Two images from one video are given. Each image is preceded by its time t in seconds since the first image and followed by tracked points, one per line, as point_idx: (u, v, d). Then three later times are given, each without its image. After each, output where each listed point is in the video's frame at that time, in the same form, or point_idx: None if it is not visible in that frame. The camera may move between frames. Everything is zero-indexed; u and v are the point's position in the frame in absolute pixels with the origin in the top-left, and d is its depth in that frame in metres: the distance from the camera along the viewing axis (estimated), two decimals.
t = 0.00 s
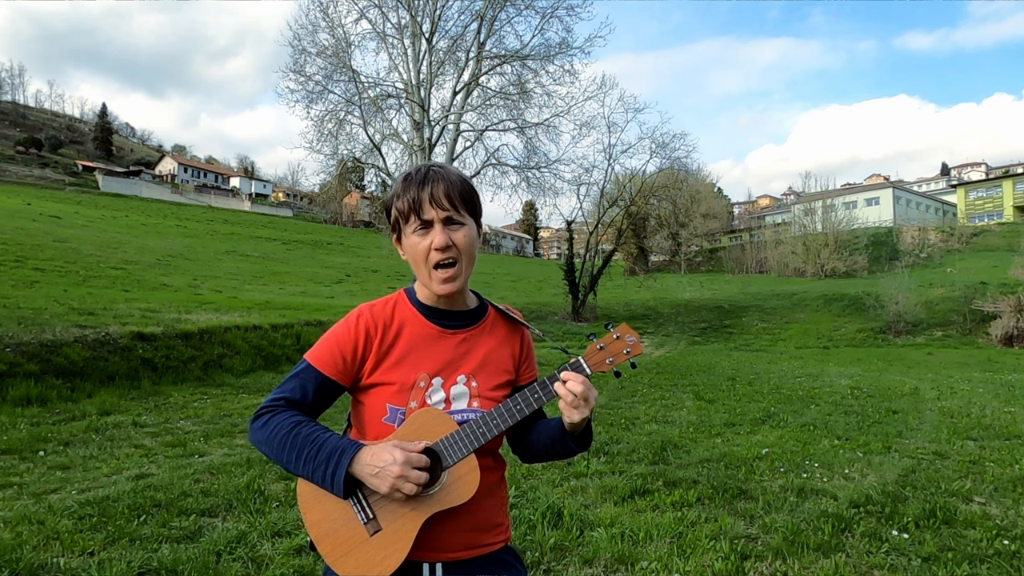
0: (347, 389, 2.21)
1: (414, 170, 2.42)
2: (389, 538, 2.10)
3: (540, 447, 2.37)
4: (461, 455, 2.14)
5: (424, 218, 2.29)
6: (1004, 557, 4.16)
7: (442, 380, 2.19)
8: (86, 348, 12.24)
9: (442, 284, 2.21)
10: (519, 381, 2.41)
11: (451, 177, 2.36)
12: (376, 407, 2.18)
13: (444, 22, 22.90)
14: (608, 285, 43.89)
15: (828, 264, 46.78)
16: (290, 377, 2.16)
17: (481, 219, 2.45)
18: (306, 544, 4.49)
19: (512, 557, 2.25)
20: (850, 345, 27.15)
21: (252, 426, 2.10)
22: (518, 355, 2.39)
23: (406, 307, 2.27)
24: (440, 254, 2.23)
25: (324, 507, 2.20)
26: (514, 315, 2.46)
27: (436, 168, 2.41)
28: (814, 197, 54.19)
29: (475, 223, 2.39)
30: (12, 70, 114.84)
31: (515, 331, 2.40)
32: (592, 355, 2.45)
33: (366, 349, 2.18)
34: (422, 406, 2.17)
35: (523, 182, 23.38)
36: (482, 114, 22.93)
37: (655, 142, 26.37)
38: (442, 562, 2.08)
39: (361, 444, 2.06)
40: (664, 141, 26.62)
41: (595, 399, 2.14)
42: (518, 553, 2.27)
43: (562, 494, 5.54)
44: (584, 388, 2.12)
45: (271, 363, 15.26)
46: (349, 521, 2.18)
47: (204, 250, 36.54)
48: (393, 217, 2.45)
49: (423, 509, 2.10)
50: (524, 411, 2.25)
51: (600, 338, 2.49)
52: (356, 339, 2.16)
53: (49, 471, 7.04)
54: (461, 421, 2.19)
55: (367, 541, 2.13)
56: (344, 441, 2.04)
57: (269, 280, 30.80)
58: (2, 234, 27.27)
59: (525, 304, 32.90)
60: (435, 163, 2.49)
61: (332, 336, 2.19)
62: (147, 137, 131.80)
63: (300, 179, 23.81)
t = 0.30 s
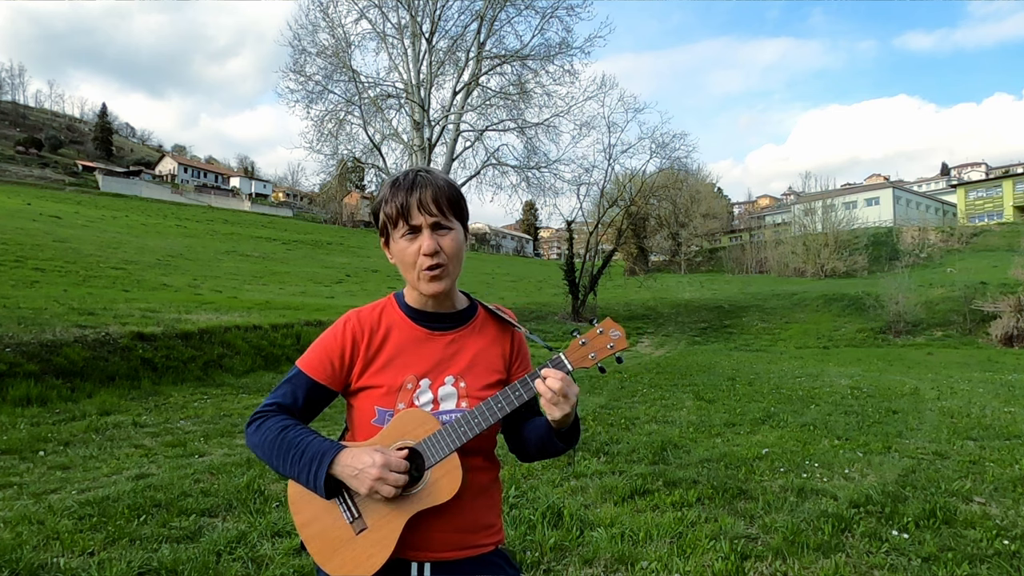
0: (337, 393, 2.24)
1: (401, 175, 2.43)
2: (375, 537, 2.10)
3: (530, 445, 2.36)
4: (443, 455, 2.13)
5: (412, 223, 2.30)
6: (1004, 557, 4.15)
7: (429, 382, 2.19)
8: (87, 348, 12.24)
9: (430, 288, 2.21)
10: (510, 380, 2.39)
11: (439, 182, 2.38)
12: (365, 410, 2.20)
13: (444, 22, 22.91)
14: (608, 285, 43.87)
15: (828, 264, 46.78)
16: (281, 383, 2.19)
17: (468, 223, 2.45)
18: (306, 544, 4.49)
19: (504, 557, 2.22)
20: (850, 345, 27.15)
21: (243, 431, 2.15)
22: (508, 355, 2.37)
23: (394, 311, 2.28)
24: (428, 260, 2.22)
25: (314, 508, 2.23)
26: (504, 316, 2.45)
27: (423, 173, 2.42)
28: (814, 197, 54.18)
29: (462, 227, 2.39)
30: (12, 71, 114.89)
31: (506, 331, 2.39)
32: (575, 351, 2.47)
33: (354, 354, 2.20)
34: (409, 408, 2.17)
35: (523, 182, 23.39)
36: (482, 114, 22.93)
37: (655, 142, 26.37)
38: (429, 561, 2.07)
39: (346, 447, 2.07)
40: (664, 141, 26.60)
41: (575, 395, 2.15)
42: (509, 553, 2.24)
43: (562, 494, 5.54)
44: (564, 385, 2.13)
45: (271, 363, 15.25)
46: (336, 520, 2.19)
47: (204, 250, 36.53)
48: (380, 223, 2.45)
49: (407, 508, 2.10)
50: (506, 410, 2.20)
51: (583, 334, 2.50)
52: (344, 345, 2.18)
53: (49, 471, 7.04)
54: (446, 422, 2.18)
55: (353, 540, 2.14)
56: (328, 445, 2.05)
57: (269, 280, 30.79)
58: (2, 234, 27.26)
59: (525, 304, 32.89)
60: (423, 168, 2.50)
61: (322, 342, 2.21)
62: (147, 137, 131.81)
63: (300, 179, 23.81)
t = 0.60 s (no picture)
0: (335, 396, 2.22)
1: (396, 179, 2.44)
2: (376, 539, 2.10)
3: (526, 445, 2.36)
4: (444, 457, 2.13)
5: (413, 224, 2.30)
6: (1004, 557, 4.16)
7: (428, 385, 2.19)
8: (87, 348, 12.24)
9: (433, 287, 2.21)
10: (507, 382, 2.40)
11: (436, 183, 2.40)
12: (364, 413, 2.19)
13: (444, 22, 22.90)
14: (608, 285, 43.86)
15: (828, 264, 46.77)
16: (278, 387, 2.17)
17: (463, 223, 2.47)
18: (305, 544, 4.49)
19: (502, 556, 2.23)
20: (850, 345, 27.15)
21: (240, 436, 2.13)
22: (504, 357, 2.38)
23: (392, 314, 2.27)
24: (431, 258, 2.22)
25: (311, 511, 2.21)
26: (500, 317, 2.45)
27: (418, 175, 2.43)
28: (814, 197, 54.17)
29: (460, 226, 2.41)
30: (12, 71, 114.88)
31: (502, 333, 2.40)
32: (573, 357, 2.46)
33: (353, 357, 2.18)
34: (408, 412, 2.17)
35: (523, 182, 23.38)
36: (482, 114, 22.94)
37: (655, 142, 26.35)
38: (429, 559, 2.08)
39: (347, 453, 2.06)
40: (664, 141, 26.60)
41: (574, 401, 2.14)
42: (505, 551, 2.26)
43: (562, 494, 5.54)
44: (565, 391, 2.12)
45: (271, 363, 15.25)
46: (336, 522, 2.18)
47: (204, 250, 36.52)
48: (377, 227, 2.43)
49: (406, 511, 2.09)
50: (504, 413, 2.22)
51: (580, 339, 2.49)
52: (343, 348, 2.17)
53: (49, 471, 7.04)
54: (445, 425, 2.18)
55: (353, 543, 2.13)
56: (328, 451, 2.04)
57: (269, 280, 30.79)
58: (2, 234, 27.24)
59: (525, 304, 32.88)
60: (415, 172, 2.51)
61: (320, 344, 2.19)
62: (147, 138, 131.84)
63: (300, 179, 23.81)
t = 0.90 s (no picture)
0: (341, 397, 2.15)
1: (424, 172, 2.40)
2: (402, 542, 2.06)
3: (525, 439, 2.44)
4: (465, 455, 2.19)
5: (451, 218, 2.31)
6: (1004, 557, 4.16)
7: (435, 384, 2.19)
8: (86, 348, 12.24)
9: (463, 284, 2.26)
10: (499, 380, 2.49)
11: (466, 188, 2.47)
12: (373, 414, 2.15)
13: (444, 22, 22.88)
14: (608, 285, 43.83)
15: (828, 264, 46.77)
16: (283, 391, 2.08)
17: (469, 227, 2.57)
18: (306, 544, 4.48)
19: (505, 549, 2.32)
20: (850, 345, 27.16)
21: (252, 444, 2.02)
22: (498, 355, 2.46)
23: (395, 312, 2.23)
24: (465, 257, 2.28)
25: (329, 520, 2.10)
26: (489, 314, 2.52)
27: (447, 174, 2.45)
28: (814, 198, 54.17)
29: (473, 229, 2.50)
30: (11, 71, 115.09)
31: (494, 330, 2.46)
32: (578, 352, 2.48)
33: (362, 356, 2.13)
34: (419, 411, 2.17)
35: (523, 182, 23.38)
36: (482, 114, 22.92)
37: (655, 142, 26.35)
38: (444, 558, 2.11)
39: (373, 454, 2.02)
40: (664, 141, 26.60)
41: (586, 395, 2.26)
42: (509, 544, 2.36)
43: (562, 494, 5.54)
44: (579, 387, 2.23)
45: (271, 363, 15.25)
46: (359, 529, 2.10)
47: (204, 250, 36.52)
48: (399, 215, 2.33)
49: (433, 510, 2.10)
50: (524, 408, 2.34)
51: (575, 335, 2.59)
52: (351, 348, 2.10)
53: (49, 471, 7.04)
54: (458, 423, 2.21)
55: (381, 546, 2.08)
56: (356, 452, 2.01)
57: (269, 280, 30.79)
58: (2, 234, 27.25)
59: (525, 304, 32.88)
60: (433, 168, 2.49)
61: (326, 344, 2.10)
62: (147, 138, 131.85)
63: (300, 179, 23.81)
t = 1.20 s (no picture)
0: (344, 399, 2.13)
1: (419, 170, 2.40)
2: (415, 541, 2.06)
3: (524, 436, 2.45)
4: (473, 451, 2.21)
5: (450, 212, 2.32)
6: (1004, 557, 4.15)
7: (437, 382, 2.20)
8: (86, 348, 12.24)
9: (463, 278, 2.28)
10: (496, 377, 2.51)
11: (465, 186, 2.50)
12: (377, 415, 2.14)
13: (444, 22, 22.88)
14: (608, 285, 43.82)
15: (828, 264, 46.77)
16: (288, 394, 2.04)
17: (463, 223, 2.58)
18: (306, 544, 4.48)
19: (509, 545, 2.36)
20: (850, 345, 27.16)
21: (260, 450, 1.98)
22: (494, 352, 2.48)
23: (394, 311, 2.22)
24: (464, 249, 2.30)
25: (340, 525, 2.07)
26: (483, 311, 2.54)
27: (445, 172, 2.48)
28: (814, 197, 54.18)
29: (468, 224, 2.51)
30: (12, 71, 115.32)
31: (489, 329, 2.47)
32: (576, 346, 2.48)
33: (364, 357, 2.11)
34: (423, 410, 2.17)
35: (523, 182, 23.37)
36: (482, 114, 22.94)
37: (655, 142, 26.34)
38: (450, 555, 2.12)
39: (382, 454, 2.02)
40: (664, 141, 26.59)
41: (587, 389, 2.31)
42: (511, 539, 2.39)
43: (562, 494, 5.54)
44: (580, 379, 2.27)
45: (271, 363, 15.26)
46: (370, 531, 2.07)
47: (205, 250, 36.52)
48: (396, 211, 2.33)
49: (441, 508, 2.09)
50: (526, 404, 2.37)
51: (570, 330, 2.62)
52: (355, 348, 2.08)
53: (49, 471, 7.04)
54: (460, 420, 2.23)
55: (393, 547, 2.05)
56: (366, 453, 2.00)
57: (269, 280, 30.79)
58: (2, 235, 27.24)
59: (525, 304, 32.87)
60: (426, 166, 2.50)
61: (328, 347, 2.07)
62: (147, 138, 131.88)
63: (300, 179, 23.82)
